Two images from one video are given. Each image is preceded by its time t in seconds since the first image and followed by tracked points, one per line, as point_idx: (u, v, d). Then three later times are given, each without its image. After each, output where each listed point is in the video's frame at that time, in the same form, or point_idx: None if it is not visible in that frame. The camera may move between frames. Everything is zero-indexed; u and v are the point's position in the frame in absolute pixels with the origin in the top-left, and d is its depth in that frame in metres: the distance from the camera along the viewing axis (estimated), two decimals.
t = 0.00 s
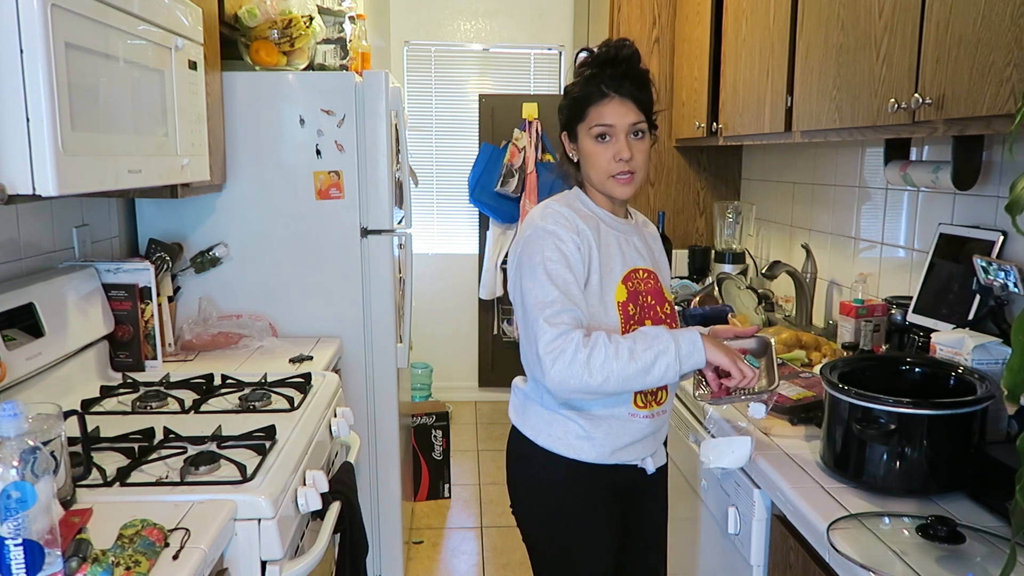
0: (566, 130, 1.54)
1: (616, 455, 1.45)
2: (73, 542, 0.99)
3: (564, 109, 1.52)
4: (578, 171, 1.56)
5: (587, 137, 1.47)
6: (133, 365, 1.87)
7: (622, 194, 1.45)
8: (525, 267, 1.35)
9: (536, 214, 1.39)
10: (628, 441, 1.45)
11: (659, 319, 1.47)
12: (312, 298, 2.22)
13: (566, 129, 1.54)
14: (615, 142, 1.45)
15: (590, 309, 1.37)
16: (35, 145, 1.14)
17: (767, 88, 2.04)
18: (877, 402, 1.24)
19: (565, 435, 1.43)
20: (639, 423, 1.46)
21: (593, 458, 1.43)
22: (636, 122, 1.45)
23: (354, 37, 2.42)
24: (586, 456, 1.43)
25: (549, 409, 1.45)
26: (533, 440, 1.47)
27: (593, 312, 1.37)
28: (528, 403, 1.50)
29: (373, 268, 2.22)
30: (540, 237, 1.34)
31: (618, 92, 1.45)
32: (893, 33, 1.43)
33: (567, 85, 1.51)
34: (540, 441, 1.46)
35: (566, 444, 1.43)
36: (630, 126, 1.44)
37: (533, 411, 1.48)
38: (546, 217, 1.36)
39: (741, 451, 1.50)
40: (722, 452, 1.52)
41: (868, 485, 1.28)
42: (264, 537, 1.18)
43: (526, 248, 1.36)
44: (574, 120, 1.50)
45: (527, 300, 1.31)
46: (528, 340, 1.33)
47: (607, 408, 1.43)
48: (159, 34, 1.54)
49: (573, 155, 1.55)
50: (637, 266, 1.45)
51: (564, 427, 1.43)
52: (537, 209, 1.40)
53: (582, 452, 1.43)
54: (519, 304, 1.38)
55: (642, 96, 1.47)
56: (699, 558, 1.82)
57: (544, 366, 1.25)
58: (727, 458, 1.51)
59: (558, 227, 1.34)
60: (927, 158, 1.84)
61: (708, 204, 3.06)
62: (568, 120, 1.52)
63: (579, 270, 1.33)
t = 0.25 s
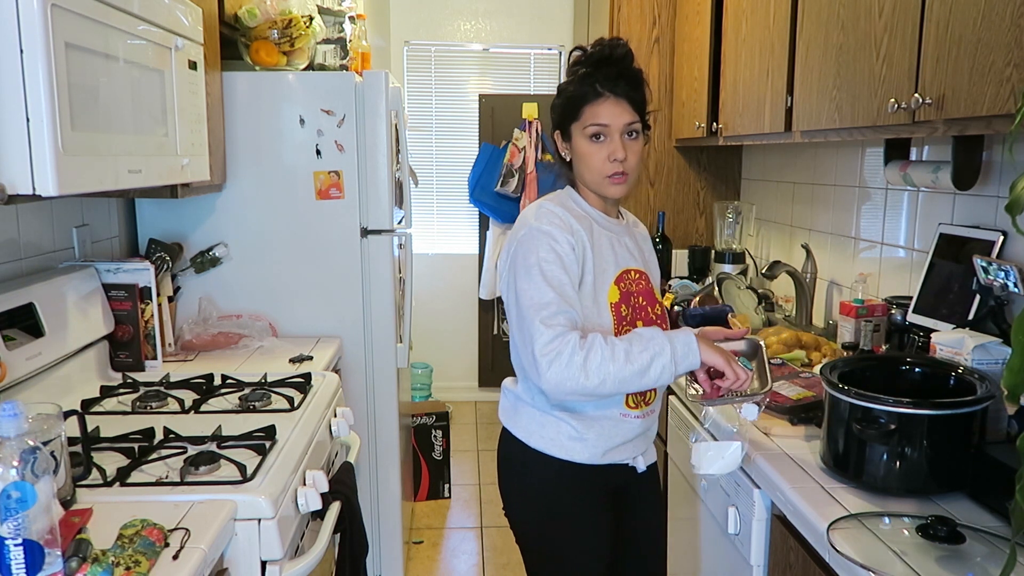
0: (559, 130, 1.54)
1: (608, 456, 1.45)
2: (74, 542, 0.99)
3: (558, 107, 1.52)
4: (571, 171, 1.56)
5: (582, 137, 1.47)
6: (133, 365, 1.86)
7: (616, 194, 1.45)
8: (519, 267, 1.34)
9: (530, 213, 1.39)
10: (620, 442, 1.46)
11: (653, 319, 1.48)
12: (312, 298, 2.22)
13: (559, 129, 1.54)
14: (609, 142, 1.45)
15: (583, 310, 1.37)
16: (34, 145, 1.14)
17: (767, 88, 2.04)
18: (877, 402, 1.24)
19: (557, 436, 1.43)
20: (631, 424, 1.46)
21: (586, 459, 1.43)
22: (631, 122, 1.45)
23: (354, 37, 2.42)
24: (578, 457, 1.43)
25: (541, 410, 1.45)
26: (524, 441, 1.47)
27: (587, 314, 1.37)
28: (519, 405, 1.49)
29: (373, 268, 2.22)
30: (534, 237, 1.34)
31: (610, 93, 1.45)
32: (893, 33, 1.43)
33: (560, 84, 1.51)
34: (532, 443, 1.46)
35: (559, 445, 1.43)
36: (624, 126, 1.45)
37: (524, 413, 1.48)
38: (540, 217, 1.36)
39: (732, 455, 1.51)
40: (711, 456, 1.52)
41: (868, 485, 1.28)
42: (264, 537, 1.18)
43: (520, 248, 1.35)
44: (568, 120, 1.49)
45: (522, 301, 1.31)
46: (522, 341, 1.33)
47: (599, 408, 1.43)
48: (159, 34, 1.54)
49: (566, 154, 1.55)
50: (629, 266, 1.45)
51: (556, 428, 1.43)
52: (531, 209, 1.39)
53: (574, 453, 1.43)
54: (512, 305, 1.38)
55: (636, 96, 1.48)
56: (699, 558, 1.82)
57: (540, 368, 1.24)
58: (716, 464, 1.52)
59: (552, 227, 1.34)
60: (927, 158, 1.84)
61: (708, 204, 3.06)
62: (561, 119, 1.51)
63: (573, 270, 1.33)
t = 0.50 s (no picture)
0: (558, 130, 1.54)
1: (615, 455, 1.45)
2: (74, 542, 0.99)
3: (558, 106, 1.51)
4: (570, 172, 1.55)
5: (582, 138, 1.47)
6: (133, 365, 1.86)
7: (614, 198, 1.46)
8: (525, 272, 1.34)
9: (531, 218, 1.39)
10: (626, 441, 1.46)
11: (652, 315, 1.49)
12: (312, 298, 2.22)
13: (559, 128, 1.53)
14: (609, 144, 1.44)
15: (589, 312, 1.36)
16: (34, 146, 1.14)
17: (767, 88, 2.04)
18: (877, 402, 1.24)
19: (565, 438, 1.42)
20: (635, 423, 1.47)
21: (593, 459, 1.43)
22: (632, 124, 1.45)
23: (354, 37, 2.42)
24: (586, 457, 1.43)
25: (547, 412, 1.44)
26: (531, 444, 1.46)
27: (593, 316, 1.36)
28: (523, 407, 1.48)
29: (372, 268, 2.22)
30: (538, 241, 1.34)
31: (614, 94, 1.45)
32: (893, 33, 1.44)
33: (561, 85, 1.51)
34: (539, 445, 1.45)
35: (567, 447, 1.43)
36: (625, 128, 1.44)
37: (529, 416, 1.47)
38: (542, 221, 1.36)
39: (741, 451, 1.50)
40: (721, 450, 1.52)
41: (868, 485, 1.28)
42: (264, 537, 1.18)
43: (524, 253, 1.35)
44: (568, 120, 1.49)
45: (530, 307, 1.30)
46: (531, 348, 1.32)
47: (604, 408, 1.43)
48: (159, 34, 1.54)
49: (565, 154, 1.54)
50: (628, 267, 1.46)
51: (563, 429, 1.43)
52: (532, 214, 1.40)
53: (582, 453, 1.42)
54: (519, 311, 1.37)
55: (636, 98, 1.48)
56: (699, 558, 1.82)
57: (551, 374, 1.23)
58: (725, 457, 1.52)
59: (555, 230, 1.34)
60: (927, 158, 1.84)
61: (708, 204, 3.06)
62: (562, 119, 1.51)
63: (578, 273, 1.33)
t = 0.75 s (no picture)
0: (610, 123, 1.49)
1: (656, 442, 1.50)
2: (73, 542, 0.99)
3: (618, 101, 1.47)
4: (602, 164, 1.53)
5: (647, 140, 1.48)
6: (133, 365, 1.86)
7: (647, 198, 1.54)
8: (584, 274, 1.35)
9: (581, 218, 1.39)
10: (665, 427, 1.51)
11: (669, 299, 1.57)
12: (312, 297, 2.22)
13: (610, 122, 1.49)
14: (666, 153, 1.51)
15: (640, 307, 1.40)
16: (34, 145, 1.14)
17: (767, 88, 2.05)
18: (877, 402, 1.24)
19: (616, 430, 1.45)
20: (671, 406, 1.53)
21: (642, 447, 1.48)
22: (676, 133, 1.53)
23: (354, 37, 2.42)
24: (637, 446, 1.47)
25: (595, 405, 1.45)
26: (581, 438, 1.47)
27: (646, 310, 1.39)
28: (565, 401, 1.48)
29: (373, 268, 2.22)
30: (598, 243, 1.35)
31: (664, 102, 1.47)
32: (893, 33, 1.44)
33: (618, 81, 1.48)
34: (591, 439, 1.46)
35: (617, 438, 1.46)
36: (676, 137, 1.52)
37: (575, 410, 1.46)
38: (595, 221, 1.38)
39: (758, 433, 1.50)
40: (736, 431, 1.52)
41: (868, 485, 1.28)
42: (264, 537, 1.18)
43: (583, 254, 1.36)
44: (630, 118, 1.47)
45: (595, 308, 1.32)
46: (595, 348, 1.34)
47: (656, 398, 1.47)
48: (159, 34, 1.54)
49: (608, 148, 1.50)
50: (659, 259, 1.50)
51: (616, 422, 1.45)
52: (579, 213, 1.40)
53: (633, 443, 1.46)
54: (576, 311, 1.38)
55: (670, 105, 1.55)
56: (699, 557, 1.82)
57: (627, 376, 1.26)
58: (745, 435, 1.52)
59: (611, 231, 1.36)
60: (927, 158, 1.84)
61: (708, 204, 3.06)
62: (619, 114, 1.47)
63: (638, 273, 1.36)
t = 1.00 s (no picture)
0: (619, 124, 1.48)
1: (655, 438, 1.50)
2: (73, 542, 0.99)
3: (629, 103, 1.47)
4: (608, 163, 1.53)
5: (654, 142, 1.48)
6: (133, 365, 1.86)
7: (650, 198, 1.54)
8: (589, 270, 1.35)
9: (585, 215, 1.39)
10: (664, 422, 1.51)
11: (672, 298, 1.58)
12: (312, 297, 2.22)
13: (620, 123, 1.48)
14: (673, 155, 1.51)
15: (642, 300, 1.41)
16: (34, 145, 1.14)
17: (767, 88, 2.04)
18: (877, 402, 1.24)
19: (616, 425, 1.45)
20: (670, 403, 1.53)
21: (641, 442, 1.48)
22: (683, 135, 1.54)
23: (354, 37, 2.42)
24: (636, 441, 1.47)
25: (596, 400, 1.46)
26: (582, 433, 1.47)
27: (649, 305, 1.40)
28: (568, 397, 1.48)
29: (372, 268, 2.22)
30: (602, 239, 1.35)
31: (673, 106, 1.48)
32: (893, 33, 1.44)
33: (629, 82, 1.48)
34: (592, 434, 1.46)
35: (618, 433, 1.46)
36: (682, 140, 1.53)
37: (576, 405, 1.47)
38: (599, 218, 1.38)
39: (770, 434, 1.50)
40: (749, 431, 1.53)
41: (868, 485, 1.28)
42: (264, 537, 1.18)
43: (586, 250, 1.36)
44: (639, 119, 1.47)
45: (600, 303, 1.32)
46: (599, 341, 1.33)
47: (657, 394, 1.47)
48: (159, 34, 1.54)
49: (617, 149, 1.50)
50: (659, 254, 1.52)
51: (615, 417, 1.45)
52: (583, 210, 1.40)
53: (632, 438, 1.46)
54: (580, 306, 1.37)
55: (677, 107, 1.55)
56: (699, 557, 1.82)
57: (634, 368, 1.28)
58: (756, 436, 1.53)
59: (614, 227, 1.37)
60: (927, 158, 1.84)
61: (708, 204, 3.06)
62: (630, 115, 1.47)
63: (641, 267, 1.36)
